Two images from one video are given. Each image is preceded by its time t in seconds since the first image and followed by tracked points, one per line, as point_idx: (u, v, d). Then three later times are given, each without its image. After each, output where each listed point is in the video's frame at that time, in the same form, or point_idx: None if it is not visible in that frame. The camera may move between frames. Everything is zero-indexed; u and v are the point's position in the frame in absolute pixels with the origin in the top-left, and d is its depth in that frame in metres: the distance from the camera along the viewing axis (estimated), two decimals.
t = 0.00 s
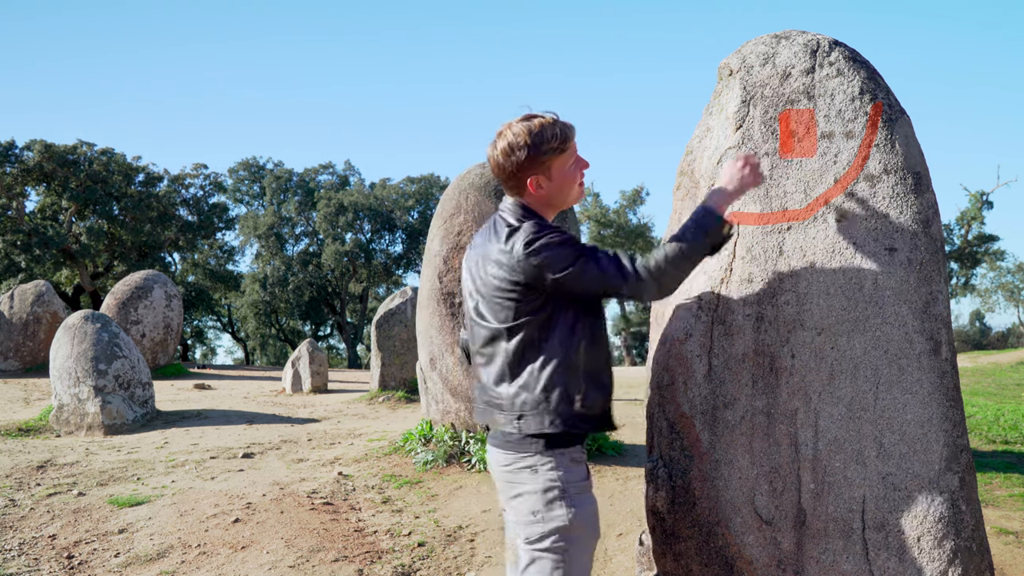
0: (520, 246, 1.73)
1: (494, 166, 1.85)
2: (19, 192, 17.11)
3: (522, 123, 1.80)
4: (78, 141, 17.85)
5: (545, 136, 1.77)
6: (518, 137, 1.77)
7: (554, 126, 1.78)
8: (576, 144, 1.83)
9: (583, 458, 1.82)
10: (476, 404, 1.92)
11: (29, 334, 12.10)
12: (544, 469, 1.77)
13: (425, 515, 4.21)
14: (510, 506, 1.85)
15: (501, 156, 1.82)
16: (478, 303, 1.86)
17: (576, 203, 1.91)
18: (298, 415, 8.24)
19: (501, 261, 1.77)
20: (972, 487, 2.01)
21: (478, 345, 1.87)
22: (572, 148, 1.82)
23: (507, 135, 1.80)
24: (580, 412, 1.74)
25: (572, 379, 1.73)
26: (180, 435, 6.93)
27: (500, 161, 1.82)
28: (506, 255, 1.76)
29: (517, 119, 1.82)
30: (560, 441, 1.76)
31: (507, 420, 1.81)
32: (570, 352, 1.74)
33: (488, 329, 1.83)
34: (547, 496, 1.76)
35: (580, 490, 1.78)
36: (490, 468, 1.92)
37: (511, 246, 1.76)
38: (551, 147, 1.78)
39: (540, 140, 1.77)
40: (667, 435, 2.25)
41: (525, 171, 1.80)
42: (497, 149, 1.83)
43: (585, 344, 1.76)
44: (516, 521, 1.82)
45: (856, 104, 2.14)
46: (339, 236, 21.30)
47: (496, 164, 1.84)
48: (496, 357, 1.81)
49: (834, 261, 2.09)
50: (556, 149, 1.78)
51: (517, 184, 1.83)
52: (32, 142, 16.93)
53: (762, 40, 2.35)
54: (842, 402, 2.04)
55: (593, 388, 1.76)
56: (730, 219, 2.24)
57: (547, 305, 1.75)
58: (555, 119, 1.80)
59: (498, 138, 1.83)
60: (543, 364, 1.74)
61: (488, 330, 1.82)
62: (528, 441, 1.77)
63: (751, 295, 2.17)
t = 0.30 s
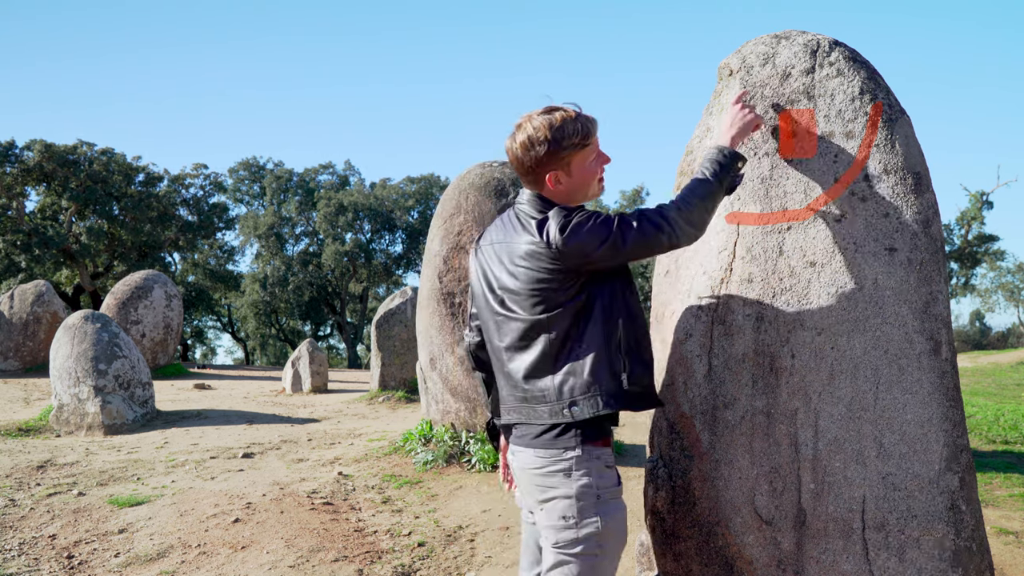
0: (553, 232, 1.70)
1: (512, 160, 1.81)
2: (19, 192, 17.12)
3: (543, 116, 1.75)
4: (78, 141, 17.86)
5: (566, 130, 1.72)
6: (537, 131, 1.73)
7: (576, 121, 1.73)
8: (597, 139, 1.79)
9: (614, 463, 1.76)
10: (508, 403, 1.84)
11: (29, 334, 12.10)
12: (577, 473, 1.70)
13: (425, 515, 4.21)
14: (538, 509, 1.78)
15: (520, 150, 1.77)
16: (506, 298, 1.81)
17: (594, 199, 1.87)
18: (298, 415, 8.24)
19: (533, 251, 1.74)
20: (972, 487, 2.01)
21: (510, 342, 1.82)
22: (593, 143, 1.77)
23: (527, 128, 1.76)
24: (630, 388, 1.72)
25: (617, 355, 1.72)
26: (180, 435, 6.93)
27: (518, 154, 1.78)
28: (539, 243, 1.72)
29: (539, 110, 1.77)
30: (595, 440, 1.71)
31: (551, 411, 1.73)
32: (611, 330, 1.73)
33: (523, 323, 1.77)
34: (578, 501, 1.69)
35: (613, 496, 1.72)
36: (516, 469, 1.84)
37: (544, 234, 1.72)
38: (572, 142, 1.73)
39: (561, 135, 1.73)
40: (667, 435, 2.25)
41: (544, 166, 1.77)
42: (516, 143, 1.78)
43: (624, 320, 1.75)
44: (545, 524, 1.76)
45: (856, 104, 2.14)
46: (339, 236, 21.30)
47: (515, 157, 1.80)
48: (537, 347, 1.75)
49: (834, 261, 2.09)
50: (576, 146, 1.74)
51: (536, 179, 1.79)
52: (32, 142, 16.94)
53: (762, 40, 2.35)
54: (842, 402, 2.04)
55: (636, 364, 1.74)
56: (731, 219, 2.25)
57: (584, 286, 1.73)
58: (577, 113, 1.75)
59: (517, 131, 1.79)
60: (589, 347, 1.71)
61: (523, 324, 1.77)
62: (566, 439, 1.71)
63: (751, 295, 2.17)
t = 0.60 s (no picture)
0: (572, 234, 1.69)
1: (532, 157, 1.80)
2: (19, 192, 17.12)
3: (566, 115, 1.74)
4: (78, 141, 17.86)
5: (589, 131, 1.71)
6: (560, 131, 1.71)
7: (599, 122, 1.72)
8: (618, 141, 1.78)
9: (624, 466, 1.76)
10: (514, 402, 1.84)
11: (29, 334, 12.10)
12: (590, 477, 1.70)
13: (425, 515, 4.21)
14: (547, 510, 1.77)
15: (541, 148, 1.76)
16: (519, 298, 1.81)
17: (610, 201, 1.87)
18: (298, 415, 8.24)
19: (549, 251, 1.73)
20: (972, 487, 2.01)
21: (520, 342, 1.81)
22: (615, 145, 1.76)
23: (549, 126, 1.74)
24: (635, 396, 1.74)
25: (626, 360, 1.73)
26: (180, 435, 6.93)
27: (539, 153, 1.77)
28: (556, 244, 1.72)
29: (562, 108, 1.75)
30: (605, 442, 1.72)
31: (562, 414, 1.73)
32: (621, 334, 1.74)
33: (535, 324, 1.77)
34: (590, 504, 1.69)
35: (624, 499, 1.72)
36: (524, 470, 1.82)
37: (561, 235, 1.71)
38: (594, 143, 1.72)
39: (584, 135, 1.71)
40: (667, 435, 2.26)
41: (565, 167, 1.76)
42: (537, 140, 1.77)
43: (633, 326, 1.77)
44: (555, 526, 1.75)
45: (856, 104, 2.14)
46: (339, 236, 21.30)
47: (535, 155, 1.78)
48: (549, 350, 1.75)
49: (834, 261, 2.09)
50: (597, 149, 1.73)
51: (555, 177, 1.78)
52: (32, 142, 16.94)
53: (762, 40, 2.34)
54: (842, 402, 2.04)
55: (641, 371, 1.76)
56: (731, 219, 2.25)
57: (598, 290, 1.73)
58: (601, 113, 1.74)
59: (539, 128, 1.77)
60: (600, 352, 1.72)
61: (535, 324, 1.77)
62: (579, 441, 1.71)
63: (750, 295, 2.17)
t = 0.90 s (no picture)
0: (590, 218, 1.68)
1: (545, 143, 1.81)
2: (19, 192, 17.11)
3: (580, 101, 1.75)
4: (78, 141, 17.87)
5: (603, 117, 1.72)
6: (574, 117, 1.73)
7: (614, 107, 1.73)
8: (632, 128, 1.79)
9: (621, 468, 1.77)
10: (530, 396, 1.81)
11: (29, 334, 12.10)
12: (588, 477, 1.70)
13: (425, 515, 4.21)
14: (544, 509, 1.76)
15: (555, 134, 1.77)
16: (536, 287, 1.79)
17: (623, 189, 1.88)
18: (298, 415, 8.24)
19: (567, 235, 1.72)
20: (972, 487, 2.01)
21: (538, 332, 1.79)
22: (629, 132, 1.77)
23: (563, 112, 1.75)
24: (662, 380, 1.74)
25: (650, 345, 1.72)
26: (180, 435, 6.93)
27: (553, 139, 1.78)
28: (575, 229, 1.71)
29: (576, 95, 1.77)
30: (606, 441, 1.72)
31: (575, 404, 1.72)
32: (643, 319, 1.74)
33: (553, 312, 1.75)
34: (588, 504, 1.70)
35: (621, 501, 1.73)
36: (522, 467, 1.82)
37: (580, 220, 1.70)
38: (609, 129, 1.73)
39: (598, 121, 1.72)
40: (667, 435, 2.26)
41: (579, 152, 1.76)
42: (551, 126, 1.78)
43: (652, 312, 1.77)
44: (552, 525, 1.75)
45: (856, 104, 2.14)
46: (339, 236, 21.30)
47: (548, 140, 1.79)
48: (569, 338, 1.74)
49: (834, 261, 2.09)
50: (612, 134, 1.74)
51: (568, 163, 1.79)
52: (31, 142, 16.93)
53: (762, 40, 2.34)
54: (842, 402, 2.04)
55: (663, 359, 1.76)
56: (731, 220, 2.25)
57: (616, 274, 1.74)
58: (616, 100, 1.75)
59: (553, 114, 1.78)
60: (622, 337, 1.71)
61: (553, 312, 1.75)
62: (580, 438, 1.71)
63: (751, 294, 2.17)
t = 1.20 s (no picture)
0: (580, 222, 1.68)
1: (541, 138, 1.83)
2: (19, 192, 17.11)
3: (577, 98, 1.75)
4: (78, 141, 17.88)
5: (594, 116, 1.71)
6: (565, 114, 1.74)
7: (607, 108, 1.72)
8: (628, 132, 1.76)
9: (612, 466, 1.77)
10: (516, 395, 1.81)
11: (29, 334, 12.10)
12: (575, 475, 1.71)
13: (425, 515, 4.21)
14: (534, 508, 1.78)
15: (549, 129, 1.78)
16: (524, 286, 1.78)
17: (616, 192, 1.86)
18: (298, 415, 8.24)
19: (557, 238, 1.71)
20: (972, 487, 2.01)
21: (525, 332, 1.79)
22: (623, 134, 1.75)
23: (559, 108, 1.76)
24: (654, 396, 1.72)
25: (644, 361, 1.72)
26: (180, 435, 6.93)
27: (547, 134, 1.79)
28: (565, 232, 1.70)
29: (575, 92, 1.77)
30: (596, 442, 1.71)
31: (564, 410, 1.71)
32: (638, 334, 1.74)
33: (539, 314, 1.74)
34: (576, 503, 1.70)
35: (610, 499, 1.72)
36: (514, 468, 1.84)
37: (570, 222, 1.70)
38: (598, 128, 1.71)
39: (589, 119, 1.72)
40: (667, 435, 2.25)
41: (569, 149, 1.76)
42: (547, 121, 1.79)
43: (651, 324, 1.76)
44: (542, 525, 1.76)
45: (856, 104, 2.14)
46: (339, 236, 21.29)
47: (543, 135, 1.81)
48: (552, 343, 1.73)
49: (834, 261, 2.09)
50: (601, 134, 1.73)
51: (559, 158, 1.80)
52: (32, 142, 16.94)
53: (762, 40, 2.34)
54: (842, 402, 2.04)
55: (664, 368, 1.75)
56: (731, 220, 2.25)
57: (606, 283, 1.72)
58: (612, 101, 1.74)
59: (550, 110, 1.79)
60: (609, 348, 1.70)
61: (538, 314, 1.75)
62: (567, 437, 1.71)
63: (750, 295, 2.17)
